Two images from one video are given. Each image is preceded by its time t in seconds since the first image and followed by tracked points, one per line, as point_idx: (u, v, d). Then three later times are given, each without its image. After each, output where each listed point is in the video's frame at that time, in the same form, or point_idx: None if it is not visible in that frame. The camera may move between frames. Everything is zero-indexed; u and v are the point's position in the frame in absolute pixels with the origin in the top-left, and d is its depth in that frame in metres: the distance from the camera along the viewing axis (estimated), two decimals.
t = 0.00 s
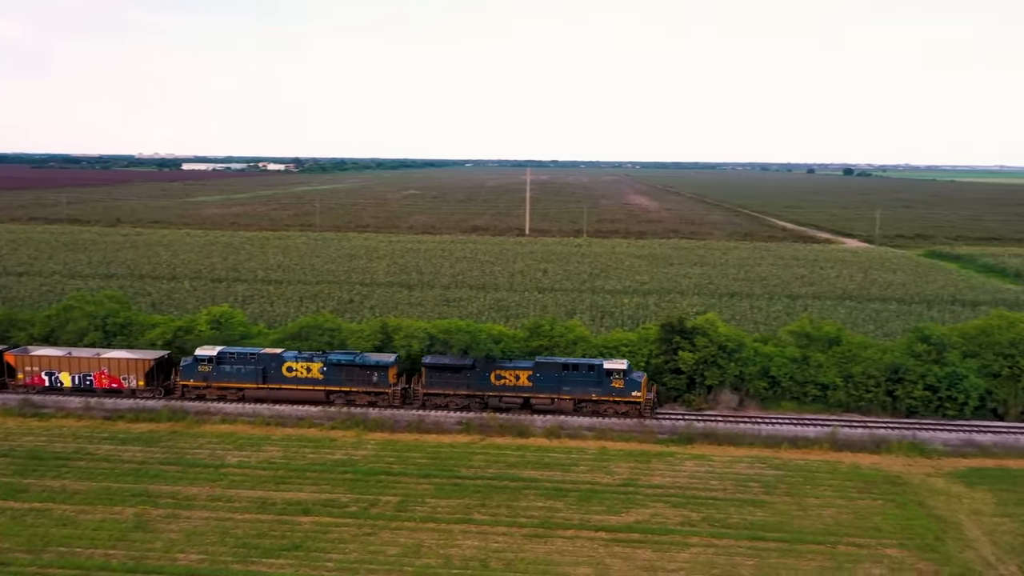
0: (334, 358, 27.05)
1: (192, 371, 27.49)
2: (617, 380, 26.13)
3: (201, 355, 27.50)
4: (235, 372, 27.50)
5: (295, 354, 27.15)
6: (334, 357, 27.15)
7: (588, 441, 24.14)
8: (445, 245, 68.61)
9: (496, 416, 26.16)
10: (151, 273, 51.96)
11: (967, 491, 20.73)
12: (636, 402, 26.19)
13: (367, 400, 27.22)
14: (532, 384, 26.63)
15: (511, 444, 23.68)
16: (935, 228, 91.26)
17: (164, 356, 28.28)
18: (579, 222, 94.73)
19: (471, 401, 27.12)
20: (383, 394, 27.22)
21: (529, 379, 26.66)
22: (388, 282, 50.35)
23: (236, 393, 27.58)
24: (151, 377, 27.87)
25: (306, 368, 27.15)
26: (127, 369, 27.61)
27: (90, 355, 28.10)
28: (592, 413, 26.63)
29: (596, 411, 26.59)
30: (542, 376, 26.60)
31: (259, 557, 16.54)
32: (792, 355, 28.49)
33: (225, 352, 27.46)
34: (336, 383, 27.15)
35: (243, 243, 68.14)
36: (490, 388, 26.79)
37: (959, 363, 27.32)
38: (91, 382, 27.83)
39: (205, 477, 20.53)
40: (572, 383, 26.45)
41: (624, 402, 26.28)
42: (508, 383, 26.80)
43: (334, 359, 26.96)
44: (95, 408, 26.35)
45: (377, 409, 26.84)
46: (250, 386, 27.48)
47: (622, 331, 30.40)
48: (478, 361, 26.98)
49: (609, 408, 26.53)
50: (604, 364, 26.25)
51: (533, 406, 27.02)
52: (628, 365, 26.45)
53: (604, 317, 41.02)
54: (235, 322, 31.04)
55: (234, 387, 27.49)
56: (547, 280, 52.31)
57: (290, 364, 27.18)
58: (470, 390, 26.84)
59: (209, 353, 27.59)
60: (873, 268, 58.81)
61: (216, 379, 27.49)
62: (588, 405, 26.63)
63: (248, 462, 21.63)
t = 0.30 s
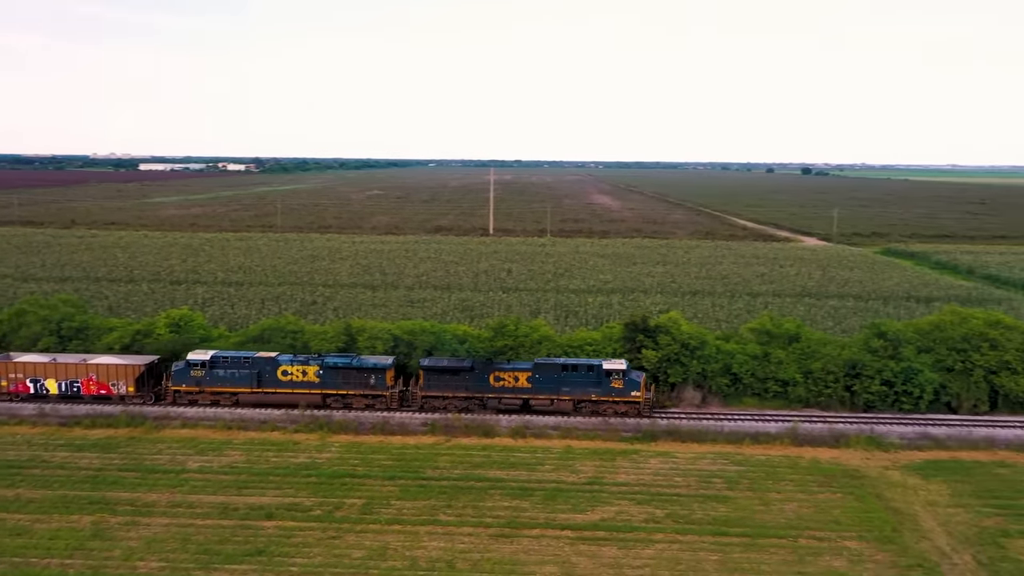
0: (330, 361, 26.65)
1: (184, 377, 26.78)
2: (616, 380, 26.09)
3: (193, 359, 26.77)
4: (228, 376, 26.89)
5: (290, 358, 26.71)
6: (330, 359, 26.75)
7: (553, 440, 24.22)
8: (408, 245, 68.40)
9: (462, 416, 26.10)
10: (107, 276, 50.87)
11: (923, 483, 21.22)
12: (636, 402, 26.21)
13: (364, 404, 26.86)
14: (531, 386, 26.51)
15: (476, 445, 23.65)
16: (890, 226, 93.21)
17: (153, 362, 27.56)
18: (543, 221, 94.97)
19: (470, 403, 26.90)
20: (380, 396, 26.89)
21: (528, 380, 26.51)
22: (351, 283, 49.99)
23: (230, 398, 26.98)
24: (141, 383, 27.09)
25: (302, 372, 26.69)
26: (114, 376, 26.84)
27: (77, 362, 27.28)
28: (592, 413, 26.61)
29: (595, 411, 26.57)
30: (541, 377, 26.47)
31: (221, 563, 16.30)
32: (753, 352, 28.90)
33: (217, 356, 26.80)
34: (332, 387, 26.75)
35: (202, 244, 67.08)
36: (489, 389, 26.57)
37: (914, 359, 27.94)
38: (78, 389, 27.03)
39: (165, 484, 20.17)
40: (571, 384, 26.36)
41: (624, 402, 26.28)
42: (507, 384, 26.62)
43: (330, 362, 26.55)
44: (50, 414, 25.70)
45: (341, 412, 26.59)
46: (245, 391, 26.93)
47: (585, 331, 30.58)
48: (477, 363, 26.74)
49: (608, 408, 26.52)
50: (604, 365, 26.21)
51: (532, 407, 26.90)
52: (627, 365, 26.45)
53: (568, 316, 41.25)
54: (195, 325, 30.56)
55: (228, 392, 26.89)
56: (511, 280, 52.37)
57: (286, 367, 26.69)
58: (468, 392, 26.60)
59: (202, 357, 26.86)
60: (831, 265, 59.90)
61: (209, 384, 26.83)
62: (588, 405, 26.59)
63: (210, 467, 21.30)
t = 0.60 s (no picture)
0: (328, 364, 26.31)
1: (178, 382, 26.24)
2: (616, 380, 26.25)
3: (188, 363, 26.24)
4: (223, 381, 26.42)
5: (287, 361, 26.31)
6: (327, 362, 26.41)
7: (519, 440, 24.25)
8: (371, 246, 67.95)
9: (427, 417, 25.98)
10: (62, 279, 49.72)
11: (881, 476, 21.66)
12: (635, 401, 26.41)
13: (362, 406, 26.59)
14: (530, 386, 26.41)
15: (441, 445, 23.58)
16: (848, 224, 94.96)
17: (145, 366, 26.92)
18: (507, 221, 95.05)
19: (469, 404, 26.73)
20: (379, 399, 26.61)
21: (528, 381, 26.42)
22: (314, 285, 49.50)
23: (224, 402, 26.52)
24: (133, 388, 26.48)
25: (299, 375, 26.32)
26: (105, 381, 26.15)
27: (65, 367, 26.50)
28: (591, 414, 26.68)
29: (595, 411, 26.66)
30: (541, 377, 26.42)
31: (183, 570, 16.04)
32: (715, 349, 29.28)
33: (212, 360, 26.34)
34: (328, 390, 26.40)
35: (161, 246, 65.94)
36: (489, 391, 26.44)
37: (871, 354, 28.54)
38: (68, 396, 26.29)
39: (124, 490, 19.77)
40: (571, 384, 26.41)
41: (623, 402, 26.45)
42: (506, 385, 26.49)
43: (327, 365, 26.19)
44: (4, 420, 25.04)
45: (305, 414, 26.28)
46: (240, 395, 26.44)
47: (550, 330, 30.67)
48: (477, 364, 26.57)
49: (608, 408, 26.62)
50: (603, 365, 26.35)
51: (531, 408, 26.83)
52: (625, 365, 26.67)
53: (533, 315, 41.42)
54: (154, 328, 30.01)
55: (223, 397, 26.42)
56: (475, 280, 52.37)
57: (282, 371, 26.29)
58: (468, 393, 26.45)
59: (195, 361, 26.38)
60: (790, 263, 60.85)
61: (204, 388, 26.33)
62: (587, 405, 26.65)
63: (170, 473, 20.94)
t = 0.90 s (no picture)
0: (323, 367, 25.95)
1: (170, 388, 25.66)
2: (612, 379, 26.41)
3: (179, 368, 25.68)
4: (215, 386, 25.86)
5: (281, 365, 25.88)
6: (322, 365, 26.02)
7: (482, 439, 24.22)
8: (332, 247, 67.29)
9: (389, 418, 25.79)
10: (11, 283, 48.40)
11: (838, 469, 22.10)
12: (633, 399, 26.53)
13: (358, 409, 26.28)
14: (527, 386, 26.34)
15: (404, 447, 23.46)
16: (803, 223, 96.64)
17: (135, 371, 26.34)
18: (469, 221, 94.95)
19: (466, 405, 26.54)
20: (374, 401, 26.32)
21: (525, 380, 26.34)
22: (273, 287, 48.86)
23: (217, 407, 25.92)
24: (123, 394, 25.86)
25: (293, 378, 25.88)
26: (93, 387, 25.52)
27: (51, 373, 25.86)
28: (588, 412, 26.75)
29: (592, 410, 26.76)
30: (537, 377, 26.40)
31: None
32: (675, 346, 29.56)
33: (204, 364, 25.80)
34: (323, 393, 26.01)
35: (114, 248, 64.55)
36: (487, 391, 26.24)
37: (827, 350, 29.10)
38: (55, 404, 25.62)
39: (78, 499, 19.31)
40: (568, 383, 26.45)
41: (619, 400, 26.59)
42: (503, 385, 26.34)
43: (322, 368, 25.80)
44: None
45: (265, 418, 25.90)
46: (233, 400, 25.87)
47: (513, 330, 30.64)
48: (473, 364, 26.39)
49: (605, 407, 26.73)
50: (600, 364, 26.47)
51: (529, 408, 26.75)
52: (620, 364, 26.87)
53: (495, 315, 41.42)
54: (108, 332, 29.33)
55: (216, 402, 25.84)
56: (437, 280, 52.23)
57: (276, 374, 25.84)
58: (465, 394, 26.24)
59: (187, 366, 25.83)
60: (749, 261, 61.73)
61: (195, 393, 25.76)
62: (584, 404, 26.74)
63: (126, 480, 20.52)
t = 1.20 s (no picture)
0: (317, 369, 25.71)
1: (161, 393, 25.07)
2: (607, 377, 26.69)
3: (170, 372, 25.04)
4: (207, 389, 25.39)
5: (275, 368, 25.51)
6: (317, 367, 25.77)
7: (443, 441, 24.14)
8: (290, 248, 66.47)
9: (350, 420, 25.54)
10: None
11: (795, 463, 22.52)
12: (626, 396, 26.90)
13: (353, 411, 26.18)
14: (523, 385, 26.51)
15: (365, 449, 23.29)
16: (758, 221, 98.32)
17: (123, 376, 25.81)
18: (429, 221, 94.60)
19: (463, 405, 26.57)
20: (369, 403, 26.18)
21: (520, 380, 26.50)
22: (230, 289, 48.12)
23: (210, 411, 25.49)
24: (112, 400, 25.34)
25: (287, 381, 25.57)
26: (80, 394, 24.92)
27: (35, 379, 25.16)
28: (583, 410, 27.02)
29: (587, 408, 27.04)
30: (532, 376, 26.57)
31: None
32: (636, 344, 29.78)
33: (196, 368, 25.27)
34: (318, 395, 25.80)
35: (65, 251, 62.97)
36: (482, 391, 26.32)
37: (784, 346, 29.60)
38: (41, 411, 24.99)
39: (29, 509, 18.79)
40: (563, 382, 26.68)
41: (614, 398, 26.90)
42: (499, 384, 26.45)
43: (318, 370, 25.59)
44: None
45: (223, 422, 25.48)
46: (227, 404, 25.48)
47: (474, 329, 30.57)
48: (469, 364, 26.43)
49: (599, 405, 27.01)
50: (594, 361, 26.71)
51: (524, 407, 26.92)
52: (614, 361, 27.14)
53: (456, 315, 41.30)
54: (59, 337, 28.63)
55: (208, 406, 25.38)
56: (397, 280, 51.95)
57: (270, 377, 25.48)
58: (462, 394, 26.28)
59: (178, 370, 25.22)
60: (707, 260, 62.48)
61: (188, 398, 25.24)
62: (579, 403, 27.00)
63: (79, 488, 20.02)
